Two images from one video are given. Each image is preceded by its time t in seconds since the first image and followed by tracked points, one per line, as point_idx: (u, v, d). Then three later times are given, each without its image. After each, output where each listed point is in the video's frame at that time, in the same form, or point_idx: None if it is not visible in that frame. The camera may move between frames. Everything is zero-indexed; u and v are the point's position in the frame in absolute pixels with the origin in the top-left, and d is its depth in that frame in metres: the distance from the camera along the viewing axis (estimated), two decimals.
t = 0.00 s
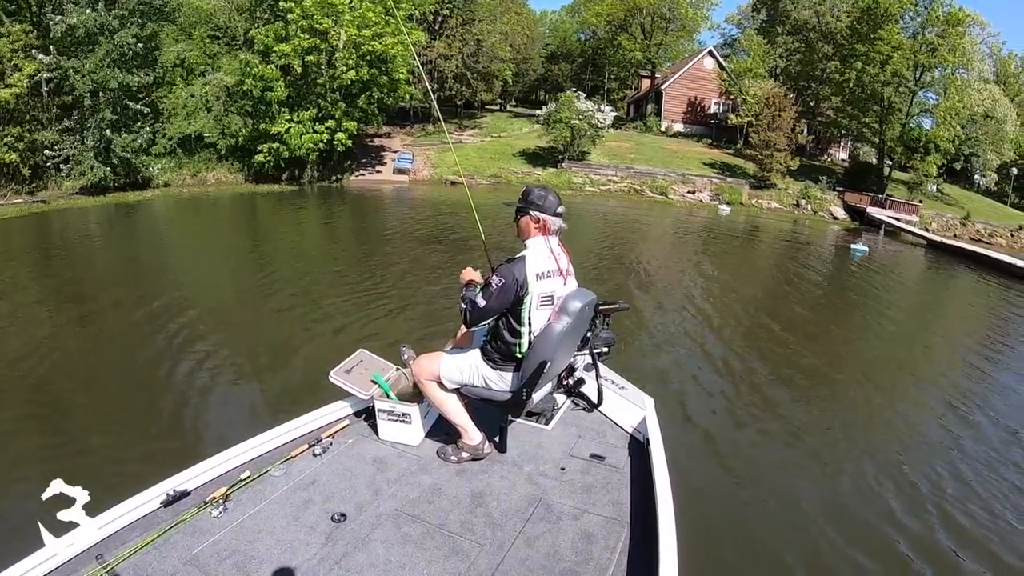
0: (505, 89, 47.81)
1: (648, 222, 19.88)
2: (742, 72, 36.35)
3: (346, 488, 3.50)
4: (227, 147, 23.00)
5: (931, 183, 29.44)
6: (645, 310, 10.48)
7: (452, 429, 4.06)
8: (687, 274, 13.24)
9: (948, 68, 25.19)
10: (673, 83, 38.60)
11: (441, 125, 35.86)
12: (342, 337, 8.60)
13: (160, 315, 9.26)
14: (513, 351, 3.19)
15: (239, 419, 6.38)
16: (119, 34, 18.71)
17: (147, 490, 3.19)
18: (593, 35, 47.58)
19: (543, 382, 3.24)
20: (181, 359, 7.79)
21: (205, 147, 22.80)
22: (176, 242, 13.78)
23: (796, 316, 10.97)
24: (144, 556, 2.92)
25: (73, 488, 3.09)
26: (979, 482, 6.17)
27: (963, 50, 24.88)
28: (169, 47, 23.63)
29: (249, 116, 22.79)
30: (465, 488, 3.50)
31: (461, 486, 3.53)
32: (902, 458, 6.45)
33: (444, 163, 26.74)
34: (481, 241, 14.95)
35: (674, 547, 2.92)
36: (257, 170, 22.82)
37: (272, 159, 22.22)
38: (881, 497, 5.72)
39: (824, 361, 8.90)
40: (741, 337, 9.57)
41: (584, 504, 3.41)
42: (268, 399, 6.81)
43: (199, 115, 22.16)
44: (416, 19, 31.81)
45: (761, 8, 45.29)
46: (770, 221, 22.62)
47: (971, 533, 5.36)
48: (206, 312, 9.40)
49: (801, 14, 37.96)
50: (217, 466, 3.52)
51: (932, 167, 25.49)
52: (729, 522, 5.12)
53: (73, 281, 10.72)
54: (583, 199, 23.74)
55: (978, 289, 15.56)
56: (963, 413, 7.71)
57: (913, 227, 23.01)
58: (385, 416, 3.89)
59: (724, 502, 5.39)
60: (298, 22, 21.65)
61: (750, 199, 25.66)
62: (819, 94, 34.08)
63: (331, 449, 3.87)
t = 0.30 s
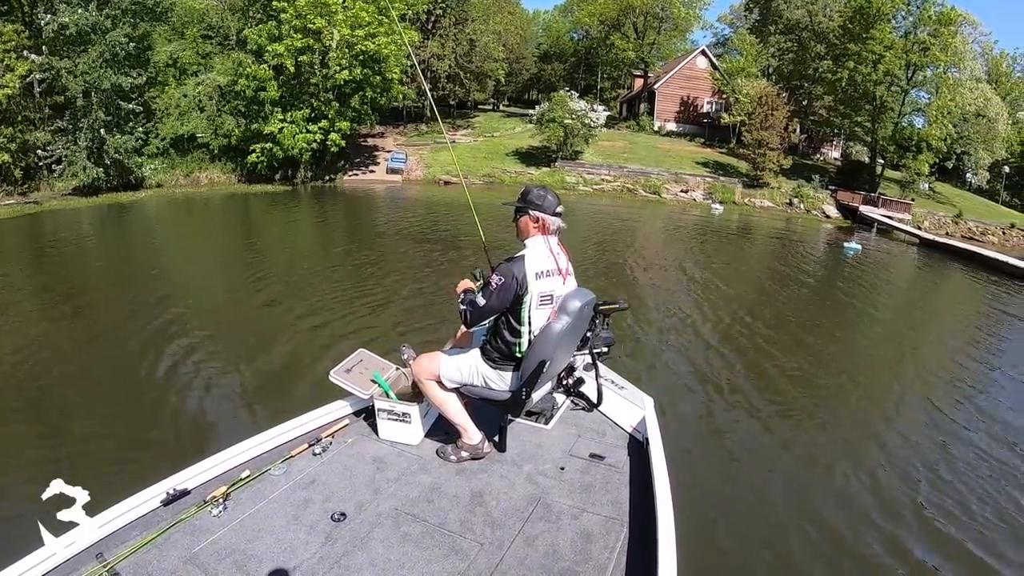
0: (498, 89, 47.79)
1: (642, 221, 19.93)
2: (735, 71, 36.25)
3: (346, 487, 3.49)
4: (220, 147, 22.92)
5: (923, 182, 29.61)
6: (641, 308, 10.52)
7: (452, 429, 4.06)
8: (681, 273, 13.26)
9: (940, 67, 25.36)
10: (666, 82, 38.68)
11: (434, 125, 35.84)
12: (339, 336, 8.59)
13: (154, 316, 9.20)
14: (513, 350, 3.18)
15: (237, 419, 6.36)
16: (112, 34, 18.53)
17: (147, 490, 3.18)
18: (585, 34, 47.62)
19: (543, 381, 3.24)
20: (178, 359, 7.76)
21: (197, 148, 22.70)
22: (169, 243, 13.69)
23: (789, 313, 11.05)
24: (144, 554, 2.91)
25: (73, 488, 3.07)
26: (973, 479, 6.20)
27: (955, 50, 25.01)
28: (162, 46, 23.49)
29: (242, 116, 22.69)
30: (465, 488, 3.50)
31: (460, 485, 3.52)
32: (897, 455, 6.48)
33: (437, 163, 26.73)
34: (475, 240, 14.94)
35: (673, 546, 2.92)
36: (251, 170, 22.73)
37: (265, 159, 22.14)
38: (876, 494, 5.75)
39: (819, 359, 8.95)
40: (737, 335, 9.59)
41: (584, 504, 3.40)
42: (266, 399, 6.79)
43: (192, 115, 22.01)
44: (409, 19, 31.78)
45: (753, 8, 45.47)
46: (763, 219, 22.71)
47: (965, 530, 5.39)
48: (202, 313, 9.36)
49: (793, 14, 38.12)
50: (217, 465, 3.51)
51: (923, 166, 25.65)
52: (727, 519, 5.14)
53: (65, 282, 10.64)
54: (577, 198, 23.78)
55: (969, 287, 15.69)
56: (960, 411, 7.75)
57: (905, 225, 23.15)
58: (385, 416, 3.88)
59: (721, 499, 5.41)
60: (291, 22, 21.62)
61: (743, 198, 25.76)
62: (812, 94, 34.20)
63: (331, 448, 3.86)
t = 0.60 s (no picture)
0: (491, 88, 47.76)
1: (635, 219, 19.97)
2: (727, 70, 36.46)
3: (346, 487, 3.47)
4: (212, 147, 22.82)
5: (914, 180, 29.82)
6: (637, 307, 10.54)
7: (452, 428, 4.04)
8: (675, 272, 13.30)
9: (931, 66, 25.41)
10: (658, 81, 38.74)
11: (427, 125, 35.81)
12: (335, 336, 8.57)
13: (147, 317, 9.12)
14: (513, 350, 3.18)
15: (234, 419, 6.33)
16: (103, 33, 18.25)
17: (147, 490, 3.16)
18: (577, 34, 47.65)
19: (543, 381, 3.23)
20: (174, 359, 7.72)
21: (189, 148, 22.56)
22: (161, 244, 13.59)
23: (784, 311, 11.10)
24: (144, 555, 2.89)
25: (73, 488, 3.05)
26: (968, 475, 6.23)
27: (946, 48, 25.05)
28: (153, 46, 23.34)
29: (234, 116, 22.57)
30: (465, 488, 3.49)
31: (461, 485, 3.51)
32: (893, 452, 6.51)
33: (430, 163, 26.69)
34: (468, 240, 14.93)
35: (675, 547, 2.92)
36: (243, 170, 22.65)
37: (258, 159, 22.04)
38: (873, 491, 5.77)
39: (814, 357, 8.99)
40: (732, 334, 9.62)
41: (584, 504, 3.40)
42: (263, 399, 6.77)
43: (184, 115, 21.80)
44: (401, 19, 31.71)
45: (745, 7, 45.63)
46: (755, 218, 22.78)
47: (958, 526, 5.42)
48: (196, 313, 9.32)
49: (785, 13, 38.27)
50: (217, 465, 3.49)
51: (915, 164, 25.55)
52: (725, 517, 5.16)
53: (56, 283, 10.55)
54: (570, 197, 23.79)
55: (961, 284, 15.80)
56: (955, 408, 7.80)
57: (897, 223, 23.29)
58: (385, 416, 3.87)
59: (719, 498, 5.42)
60: (283, 22, 21.55)
61: (735, 196, 25.83)
62: (804, 92, 34.35)
63: (331, 448, 3.84)
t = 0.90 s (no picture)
0: (482, 88, 47.72)
1: (627, 218, 20.02)
2: (718, 69, 36.59)
3: (346, 487, 3.46)
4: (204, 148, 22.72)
5: (905, 178, 30.01)
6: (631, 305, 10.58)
7: (452, 428, 4.04)
8: (669, 270, 13.35)
9: (921, 65, 25.54)
10: (649, 80, 38.81)
11: (418, 125, 35.76)
12: (331, 336, 8.55)
13: (140, 319, 9.06)
14: (513, 349, 3.17)
15: (231, 419, 6.31)
16: (94, 34, 18.21)
17: (146, 489, 3.16)
18: (569, 33, 47.65)
19: (543, 381, 3.22)
20: (170, 360, 7.69)
21: (180, 148, 22.39)
22: (151, 245, 13.50)
23: (778, 309, 11.17)
24: (143, 554, 2.88)
25: (72, 487, 3.05)
26: (963, 472, 6.27)
27: (936, 47, 25.21)
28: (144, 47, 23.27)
29: (225, 117, 22.45)
30: (465, 487, 3.48)
31: (461, 485, 3.51)
32: (889, 449, 6.55)
33: (422, 163, 26.65)
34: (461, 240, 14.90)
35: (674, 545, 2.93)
36: (234, 171, 22.57)
37: (249, 160, 21.96)
38: (868, 488, 5.80)
39: (809, 355, 9.04)
40: (726, 332, 9.65)
41: (584, 503, 3.40)
42: (260, 399, 6.75)
43: (174, 116, 21.87)
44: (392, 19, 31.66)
45: (736, 6, 45.75)
46: (747, 216, 22.88)
47: (954, 522, 5.45)
48: (190, 314, 9.29)
49: (776, 12, 38.38)
50: (217, 464, 3.48)
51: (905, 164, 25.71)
52: (723, 515, 5.17)
53: (46, 286, 10.45)
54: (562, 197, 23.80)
55: (952, 281, 15.90)
56: (949, 404, 7.86)
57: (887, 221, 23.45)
58: (385, 415, 3.85)
59: (715, 495, 5.44)
60: (274, 22, 21.44)
61: (727, 194, 25.93)
62: (794, 91, 34.49)
63: (331, 448, 3.83)
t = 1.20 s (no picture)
0: (473, 88, 47.73)
1: (618, 217, 20.10)
2: (708, 68, 36.77)
3: (347, 487, 3.45)
4: (195, 150, 22.69)
5: (895, 176, 30.22)
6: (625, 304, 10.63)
7: (452, 428, 4.03)
8: (661, 269, 13.42)
9: (910, 63, 25.67)
10: (640, 80, 38.93)
11: (409, 125, 35.76)
12: (326, 337, 8.55)
13: (132, 322, 8.98)
14: (514, 350, 3.17)
15: (228, 420, 6.30)
16: (84, 35, 18.08)
17: (147, 490, 3.14)
18: (559, 33, 47.74)
19: (544, 381, 3.22)
20: (164, 362, 7.66)
21: (171, 151, 22.44)
22: (142, 247, 13.39)
23: (771, 307, 11.25)
24: (145, 555, 2.88)
25: (73, 488, 3.03)
26: (957, 468, 6.31)
27: (925, 46, 25.43)
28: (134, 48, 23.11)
29: (215, 118, 22.37)
30: (466, 488, 3.48)
31: (462, 485, 3.50)
32: (885, 446, 6.57)
33: (413, 163, 26.64)
34: (454, 240, 14.91)
35: (675, 546, 2.92)
36: (226, 172, 22.51)
37: (240, 161, 21.91)
38: (866, 485, 5.82)
39: (804, 352, 9.10)
40: (721, 331, 9.69)
41: (584, 504, 3.40)
42: (257, 400, 6.73)
43: (166, 118, 21.66)
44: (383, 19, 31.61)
45: (726, 6, 45.95)
46: (738, 215, 23.01)
47: (951, 519, 5.47)
48: (185, 315, 9.25)
49: (766, 11, 38.57)
50: (218, 466, 3.47)
51: (896, 162, 26.25)
52: (722, 511, 5.19)
53: (37, 290, 10.33)
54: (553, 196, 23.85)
55: (942, 277, 16.09)
56: (943, 400, 7.91)
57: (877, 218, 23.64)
58: (386, 416, 3.84)
59: (713, 493, 5.44)
60: (265, 22, 21.32)
61: (718, 193, 26.07)
62: (784, 90, 34.63)
63: (332, 449, 3.82)
